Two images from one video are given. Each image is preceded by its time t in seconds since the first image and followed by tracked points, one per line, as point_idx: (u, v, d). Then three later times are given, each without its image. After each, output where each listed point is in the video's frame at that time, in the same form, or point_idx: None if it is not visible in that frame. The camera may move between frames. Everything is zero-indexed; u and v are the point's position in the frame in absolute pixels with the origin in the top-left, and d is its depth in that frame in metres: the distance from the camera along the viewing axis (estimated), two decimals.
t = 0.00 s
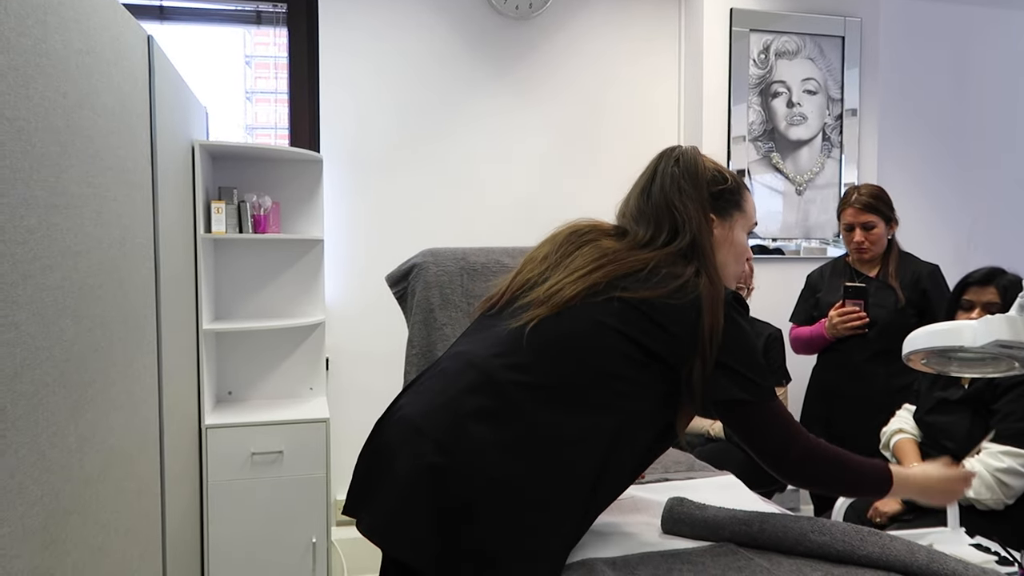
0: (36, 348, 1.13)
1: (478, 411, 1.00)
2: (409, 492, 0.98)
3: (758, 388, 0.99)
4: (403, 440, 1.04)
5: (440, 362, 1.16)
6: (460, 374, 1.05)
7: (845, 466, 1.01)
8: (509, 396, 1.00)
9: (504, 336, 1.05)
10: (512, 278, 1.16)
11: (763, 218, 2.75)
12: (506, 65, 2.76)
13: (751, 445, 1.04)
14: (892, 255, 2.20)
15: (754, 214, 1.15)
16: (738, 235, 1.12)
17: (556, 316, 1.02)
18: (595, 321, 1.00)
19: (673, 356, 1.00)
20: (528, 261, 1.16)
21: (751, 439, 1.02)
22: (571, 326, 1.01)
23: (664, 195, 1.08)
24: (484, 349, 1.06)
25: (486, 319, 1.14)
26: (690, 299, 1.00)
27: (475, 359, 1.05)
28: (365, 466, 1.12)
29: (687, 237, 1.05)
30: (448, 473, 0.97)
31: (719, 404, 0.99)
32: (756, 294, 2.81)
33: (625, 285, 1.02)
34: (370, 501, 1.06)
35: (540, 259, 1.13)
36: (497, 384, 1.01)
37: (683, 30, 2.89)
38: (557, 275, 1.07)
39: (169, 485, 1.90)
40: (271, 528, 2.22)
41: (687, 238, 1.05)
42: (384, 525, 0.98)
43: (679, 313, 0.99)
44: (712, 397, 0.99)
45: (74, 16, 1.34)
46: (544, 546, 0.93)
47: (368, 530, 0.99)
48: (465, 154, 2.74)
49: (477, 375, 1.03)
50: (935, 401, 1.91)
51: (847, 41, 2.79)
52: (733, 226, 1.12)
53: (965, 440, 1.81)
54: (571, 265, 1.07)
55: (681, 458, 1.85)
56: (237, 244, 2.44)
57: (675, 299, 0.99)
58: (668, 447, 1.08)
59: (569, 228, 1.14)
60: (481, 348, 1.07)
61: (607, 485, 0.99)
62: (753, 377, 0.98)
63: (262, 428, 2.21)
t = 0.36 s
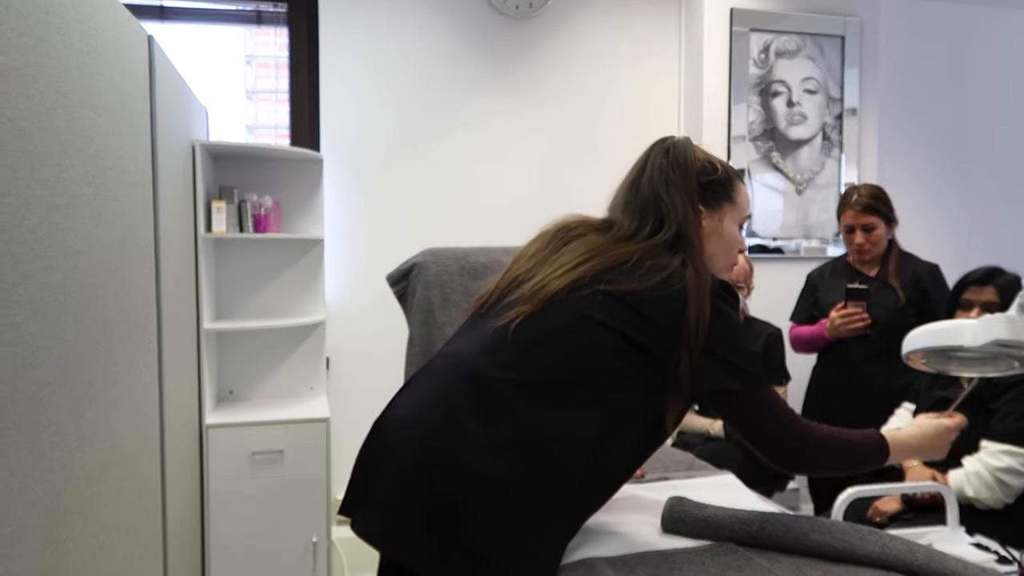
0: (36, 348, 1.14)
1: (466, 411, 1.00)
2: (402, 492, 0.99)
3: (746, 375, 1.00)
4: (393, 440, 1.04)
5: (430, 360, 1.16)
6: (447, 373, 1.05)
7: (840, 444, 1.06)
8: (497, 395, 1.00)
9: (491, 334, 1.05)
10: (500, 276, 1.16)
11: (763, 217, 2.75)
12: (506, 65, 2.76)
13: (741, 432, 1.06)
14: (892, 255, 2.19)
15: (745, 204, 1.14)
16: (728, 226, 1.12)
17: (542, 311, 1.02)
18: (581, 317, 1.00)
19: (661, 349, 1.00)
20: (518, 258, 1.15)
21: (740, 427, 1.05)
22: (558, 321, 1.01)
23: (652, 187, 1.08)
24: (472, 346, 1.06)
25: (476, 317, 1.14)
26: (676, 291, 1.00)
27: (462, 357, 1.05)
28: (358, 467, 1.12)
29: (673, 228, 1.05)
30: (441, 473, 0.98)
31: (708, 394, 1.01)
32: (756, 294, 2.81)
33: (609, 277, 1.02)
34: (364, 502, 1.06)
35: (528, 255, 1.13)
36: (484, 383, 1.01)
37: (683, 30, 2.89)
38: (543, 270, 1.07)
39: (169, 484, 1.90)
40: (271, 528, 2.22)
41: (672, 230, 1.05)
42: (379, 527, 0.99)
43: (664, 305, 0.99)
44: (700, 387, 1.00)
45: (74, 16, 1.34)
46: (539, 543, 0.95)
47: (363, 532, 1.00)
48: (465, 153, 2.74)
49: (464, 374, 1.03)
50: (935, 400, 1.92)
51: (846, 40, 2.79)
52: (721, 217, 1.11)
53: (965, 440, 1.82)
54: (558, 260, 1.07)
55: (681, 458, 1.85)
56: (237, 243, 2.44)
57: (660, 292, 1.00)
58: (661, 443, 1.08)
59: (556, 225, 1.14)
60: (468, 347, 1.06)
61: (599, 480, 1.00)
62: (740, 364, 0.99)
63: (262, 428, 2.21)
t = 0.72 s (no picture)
0: (31, 347, 1.14)
1: (463, 411, 1.01)
2: (398, 491, 0.99)
3: (740, 379, 1.03)
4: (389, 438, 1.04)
5: (426, 359, 1.15)
6: (444, 373, 1.05)
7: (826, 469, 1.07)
8: (494, 395, 1.00)
9: (487, 335, 1.05)
10: (495, 276, 1.15)
11: (759, 217, 2.75)
12: (503, 64, 2.76)
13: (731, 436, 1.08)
14: (886, 254, 2.21)
15: (739, 205, 1.13)
16: (721, 229, 1.11)
17: (540, 314, 1.02)
18: (579, 318, 1.00)
19: (658, 351, 1.00)
20: (514, 258, 1.15)
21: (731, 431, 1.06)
22: (555, 323, 1.01)
23: (645, 189, 1.09)
24: (469, 347, 1.05)
25: (472, 317, 1.14)
26: (672, 296, 1.00)
27: (459, 357, 1.05)
28: (353, 465, 1.12)
29: (667, 233, 1.06)
30: (437, 472, 0.98)
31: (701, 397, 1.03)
32: (752, 294, 2.82)
33: (606, 280, 1.02)
34: (359, 500, 1.06)
35: (524, 257, 1.13)
36: (482, 383, 1.01)
37: (679, 30, 2.89)
38: (540, 272, 1.07)
39: (165, 484, 1.90)
40: (268, 528, 2.22)
41: (667, 233, 1.05)
42: (375, 524, 0.99)
43: (660, 309, 0.99)
44: (696, 389, 1.02)
45: (70, 15, 1.34)
46: (534, 543, 0.95)
47: (359, 529, 1.00)
48: (461, 153, 2.74)
49: (461, 373, 1.03)
50: (929, 400, 1.92)
51: (843, 41, 2.80)
52: (716, 220, 1.10)
53: (959, 439, 1.83)
54: (554, 263, 1.07)
55: (676, 458, 1.85)
56: (233, 243, 2.44)
57: (657, 296, 1.00)
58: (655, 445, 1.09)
59: (551, 225, 1.14)
60: (465, 347, 1.06)
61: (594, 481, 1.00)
62: (733, 370, 1.02)
63: (258, 428, 2.21)
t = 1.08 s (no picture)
0: (23, 347, 1.13)
1: (468, 413, 1.00)
2: (398, 489, 0.98)
3: (739, 385, 1.03)
4: (391, 438, 1.03)
5: (428, 358, 1.15)
6: (449, 373, 1.04)
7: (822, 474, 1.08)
8: (499, 398, 1.00)
9: (493, 338, 1.05)
10: (498, 278, 1.15)
11: (752, 217, 2.76)
12: (497, 63, 2.76)
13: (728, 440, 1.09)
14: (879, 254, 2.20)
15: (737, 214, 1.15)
16: (721, 237, 1.12)
17: (546, 319, 1.01)
18: (586, 325, 1.00)
19: (663, 357, 1.00)
20: (517, 261, 1.14)
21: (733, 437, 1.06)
22: (561, 328, 1.00)
23: (649, 197, 1.08)
24: (473, 349, 1.05)
25: (475, 318, 1.13)
26: (677, 305, 1.01)
27: (464, 358, 1.04)
28: (351, 463, 1.11)
29: (672, 242, 1.05)
30: (440, 472, 0.98)
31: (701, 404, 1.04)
32: (745, 294, 2.82)
33: (613, 288, 1.02)
34: (358, 499, 1.05)
35: (528, 261, 1.12)
36: (487, 384, 1.00)
37: (673, 31, 2.90)
38: (545, 279, 1.06)
39: (157, 484, 1.89)
40: (260, 529, 2.21)
41: (672, 242, 1.05)
42: (375, 523, 0.98)
43: (666, 317, 1.00)
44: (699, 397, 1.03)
45: (61, 13, 1.33)
46: (535, 544, 0.95)
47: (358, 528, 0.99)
48: (454, 153, 2.74)
49: (466, 374, 1.02)
50: (921, 399, 1.93)
51: (835, 42, 2.81)
52: (716, 229, 1.12)
53: (951, 438, 1.84)
54: (559, 270, 1.06)
55: (669, 457, 1.86)
56: (225, 242, 2.43)
57: (663, 305, 1.00)
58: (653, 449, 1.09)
59: (555, 229, 1.13)
60: (470, 349, 1.06)
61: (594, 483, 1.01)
62: (735, 374, 1.02)
63: (250, 428, 2.20)
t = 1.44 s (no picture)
0: None
1: (444, 410, 1.00)
2: (374, 486, 0.98)
3: (712, 384, 1.05)
4: (366, 435, 1.03)
5: (404, 354, 1.14)
6: (426, 369, 1.03)
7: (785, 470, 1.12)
8: (476, 396, 0.99)
9: (470, 334, 1.04)
10: (475, 273, 1.14)
11: (729, 216, 2.78)
12: (477, 62, 2.76)
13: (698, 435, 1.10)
14: (853, 252, 2.22)
15: (714, 213, 1.16)
16: (698, 235, 1.13)
17: (524, 315, 1.01)
18: (563, 322, 1.00)
19: (639, 355, 1.01)
20: (493, 256, 1.14)
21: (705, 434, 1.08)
22: (538, 325, 1.00)
23: (627, 195, 1.09)
24: (451, 345, 1.04)
25: (452, 314, 1.12)
26: (653, 304, 1.02)
27: (440, 355, 1.04)
28: (326, 460, 1.10)
29: (648, 239, 1.06)
30: (415, 470, 0.98)
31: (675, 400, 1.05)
32: (722, 292, 2.84)
33: (590, 285, 1.02)
34: (333, 496, 1.05)
35: (504, 255, 1.12)
36: (463, 381, 1.00)
37: (651, 31, 2.91)
38: (522, 275, 1.06)
39: (131, 483, 1.87)
40: (237, 528, 2.20)
41: (648, 239, 1.06)
42: (350, 522, 0.97)
43: (642, 314, 1.00)
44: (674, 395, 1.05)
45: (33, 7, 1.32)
46: (509, 542, 0.96)
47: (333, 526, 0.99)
48: (432, 152, 2.73)
49: (442, 371, 1.02)
50: (893, 395, 1.95)
51: (811, 43, 2.84)
52: (693, 227, 1.13)
53: (922, 434, 1.87)
54: (537, 265, 1.06)
55: (645, 454, 1.87)
56: (203, 240, 2.42)
57: (639, 303, 1.01)
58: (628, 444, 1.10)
59: (532, 225, 1.13)
60: (447, 345, 1.05)
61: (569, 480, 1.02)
62: (708, 373, 1.05)
63: (227, 427, 2.19)
